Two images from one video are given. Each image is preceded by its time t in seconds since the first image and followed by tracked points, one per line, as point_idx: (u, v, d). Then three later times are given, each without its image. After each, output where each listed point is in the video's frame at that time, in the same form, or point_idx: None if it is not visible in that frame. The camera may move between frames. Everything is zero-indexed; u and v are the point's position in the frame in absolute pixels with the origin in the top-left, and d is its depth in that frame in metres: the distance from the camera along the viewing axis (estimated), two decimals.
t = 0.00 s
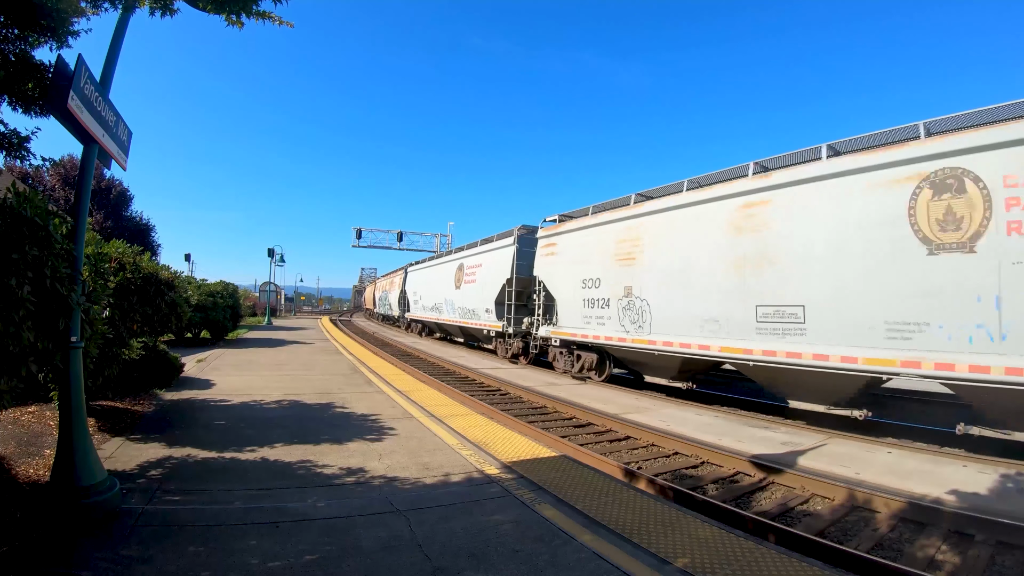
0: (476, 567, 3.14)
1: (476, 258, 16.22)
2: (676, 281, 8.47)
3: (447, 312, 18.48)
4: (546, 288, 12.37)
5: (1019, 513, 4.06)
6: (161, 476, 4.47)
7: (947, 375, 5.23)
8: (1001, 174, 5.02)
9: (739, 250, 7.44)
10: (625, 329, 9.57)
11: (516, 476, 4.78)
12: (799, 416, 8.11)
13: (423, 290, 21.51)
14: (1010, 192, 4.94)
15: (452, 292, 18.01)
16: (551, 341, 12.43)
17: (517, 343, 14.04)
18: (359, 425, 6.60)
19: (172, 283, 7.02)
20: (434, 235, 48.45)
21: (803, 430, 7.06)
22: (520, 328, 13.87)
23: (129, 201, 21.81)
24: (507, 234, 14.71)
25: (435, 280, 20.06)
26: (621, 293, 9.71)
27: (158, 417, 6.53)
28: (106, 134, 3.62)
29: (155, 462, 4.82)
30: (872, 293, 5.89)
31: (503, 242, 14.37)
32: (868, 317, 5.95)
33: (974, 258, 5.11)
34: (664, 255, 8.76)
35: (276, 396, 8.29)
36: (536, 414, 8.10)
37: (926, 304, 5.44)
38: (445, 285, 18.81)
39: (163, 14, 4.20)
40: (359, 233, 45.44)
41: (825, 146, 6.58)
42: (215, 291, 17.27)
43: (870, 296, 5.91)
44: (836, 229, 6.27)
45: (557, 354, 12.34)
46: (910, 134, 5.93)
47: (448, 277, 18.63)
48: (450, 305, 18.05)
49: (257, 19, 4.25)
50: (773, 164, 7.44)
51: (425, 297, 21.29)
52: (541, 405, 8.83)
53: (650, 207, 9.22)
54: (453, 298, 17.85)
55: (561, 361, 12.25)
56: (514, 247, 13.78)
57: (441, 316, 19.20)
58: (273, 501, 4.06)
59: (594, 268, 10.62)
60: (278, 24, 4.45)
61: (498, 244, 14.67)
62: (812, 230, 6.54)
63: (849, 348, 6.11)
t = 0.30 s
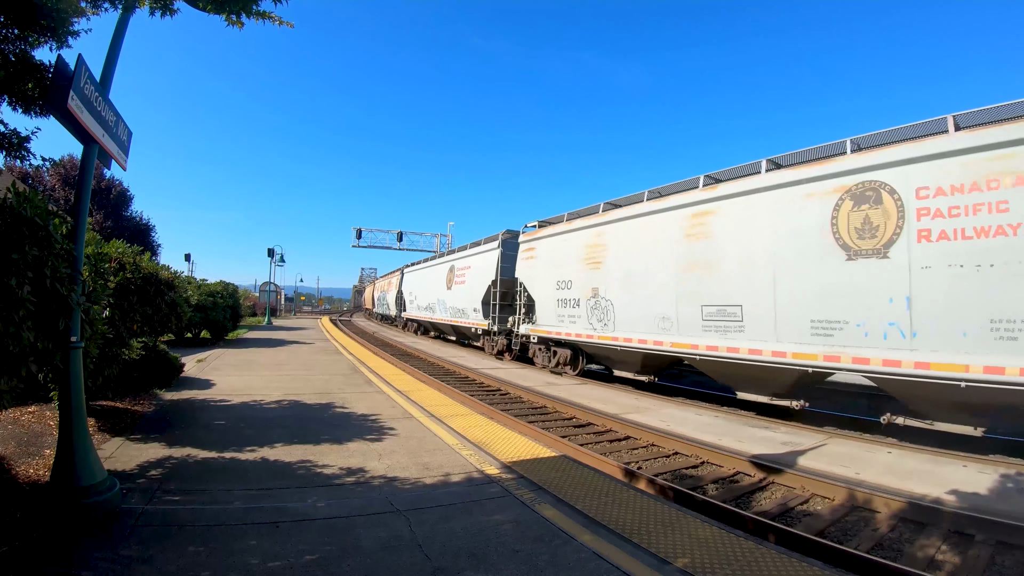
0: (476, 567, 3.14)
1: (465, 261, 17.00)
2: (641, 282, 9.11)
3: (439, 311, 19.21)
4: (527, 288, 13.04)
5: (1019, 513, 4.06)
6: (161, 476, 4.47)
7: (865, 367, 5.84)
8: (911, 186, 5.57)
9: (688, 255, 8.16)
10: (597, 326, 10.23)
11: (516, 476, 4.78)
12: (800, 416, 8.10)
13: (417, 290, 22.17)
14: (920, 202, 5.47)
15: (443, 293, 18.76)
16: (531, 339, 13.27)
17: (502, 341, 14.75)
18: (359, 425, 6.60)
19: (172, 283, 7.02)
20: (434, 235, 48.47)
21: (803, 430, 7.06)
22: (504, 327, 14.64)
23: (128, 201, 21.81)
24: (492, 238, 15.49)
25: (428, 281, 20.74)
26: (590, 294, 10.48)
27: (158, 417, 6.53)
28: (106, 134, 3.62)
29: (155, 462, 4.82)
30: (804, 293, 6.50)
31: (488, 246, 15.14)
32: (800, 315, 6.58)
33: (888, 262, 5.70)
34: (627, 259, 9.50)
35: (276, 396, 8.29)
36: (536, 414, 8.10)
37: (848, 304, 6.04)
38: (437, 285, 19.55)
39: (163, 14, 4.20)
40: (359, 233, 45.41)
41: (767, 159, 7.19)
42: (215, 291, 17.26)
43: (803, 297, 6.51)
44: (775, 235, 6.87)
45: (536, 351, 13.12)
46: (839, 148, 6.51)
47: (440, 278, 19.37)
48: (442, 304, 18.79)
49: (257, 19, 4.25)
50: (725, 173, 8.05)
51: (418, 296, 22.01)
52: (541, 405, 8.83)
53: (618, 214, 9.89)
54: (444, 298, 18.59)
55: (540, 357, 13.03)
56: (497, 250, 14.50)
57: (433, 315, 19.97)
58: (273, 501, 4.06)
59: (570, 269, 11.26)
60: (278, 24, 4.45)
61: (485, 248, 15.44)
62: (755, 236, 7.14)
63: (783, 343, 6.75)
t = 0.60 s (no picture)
0: (475, 567, 3.14)
1: (455, 263, 17.66)
2: (610, 284, 10.00)
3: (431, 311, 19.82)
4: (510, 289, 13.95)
5: (1019, 513, 4.06)
6: (161, 476, 4.47)
7: (793, 360, 6.65)
8: (835, 199, 6.33)
9: (649, 259, 9.05)
10: (572, 324, 11.11)
11: (516, 476, 4.78)
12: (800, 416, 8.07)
13: (410, 290, 22.64)
14: (842, 214, 6.24)
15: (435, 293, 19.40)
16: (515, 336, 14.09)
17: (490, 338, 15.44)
18: (359, 425, 6.60)
19: (172, 283, 7.02)
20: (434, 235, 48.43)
21: (803, 430, 7.05)
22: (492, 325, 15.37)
23: (128, 201, 21.81)
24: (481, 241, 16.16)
25: (420, 282, 21.24)
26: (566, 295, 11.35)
27: (158, 417, 6.53)
28: (106, 134, 3.62)
29: (154, 462, 4.82)
30: (745, 295, 7.30)
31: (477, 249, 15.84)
32: (740, 314, 7.41)
33: (814, 267, 6.48)
34: (597, 262, 10.40)
35: (276, 396, 8.28)
36: (536, 414, 8.10)
37: (780, 303, 6.86)
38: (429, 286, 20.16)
39: (163, 14, 4.19)
40: (359, 233, 45.38)
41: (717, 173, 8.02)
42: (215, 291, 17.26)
43: (743, 297, 7.35)
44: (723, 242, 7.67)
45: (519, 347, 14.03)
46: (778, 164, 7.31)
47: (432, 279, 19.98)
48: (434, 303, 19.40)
49: (257, 19, 4.25)
50: (685, 185, 8.86)
51: (411, 297, 22.55)
52: (541, 405, 8.83)
53: (591, 221, 10.78)
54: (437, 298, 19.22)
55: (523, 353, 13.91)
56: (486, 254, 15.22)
57: (426, 314, 20.55)
58: (273, 501, 4.06)
59: (550, 272, 12.12)
60: (278, 24, 4.44)
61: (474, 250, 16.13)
62: (706, 242, 7.97)
63: (726, 339, 7.59)
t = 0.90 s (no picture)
0: (475, 567, 3.14)
1: (446, 264, 18.00)
2: (582, 286, 10.80)
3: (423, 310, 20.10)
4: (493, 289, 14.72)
5: (1019, 513, 4.06)
6: (161, 476, 4.47)
7: (731, 354, 7.43)
8: (771, 210, 7.07)
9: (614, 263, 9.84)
10: (548, 323, 11.89)
11: (516, 476, 4.78)
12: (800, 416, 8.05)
13: (405, 291, 22.86)
14: (775, 223, 6.98)
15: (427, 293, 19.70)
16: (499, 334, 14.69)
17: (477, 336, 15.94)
18: (359, 425, 6.60)
19: (172, 283, 7.02)
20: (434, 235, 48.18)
21: (803, 430, 7.05)
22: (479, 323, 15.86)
23: (128, 201, 21.81)
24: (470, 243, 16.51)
25: (414, 282, 21.47)
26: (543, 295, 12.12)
27: (157, 417, 6.52)
28: (106, 134, 3.61)
29: (155, 462, 4.82)
30: (695, 296, 8.06)
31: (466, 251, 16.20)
32: (690, 313, 8.17)
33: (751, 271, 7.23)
34: (571, 265, 11.19)
35: (276, 396, 8.29)
36: (536, 414, 8.10)
37: (723, 303, 7.62)
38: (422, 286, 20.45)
39: (163, 14, 4.19)
40: (359, 233, 45.37)
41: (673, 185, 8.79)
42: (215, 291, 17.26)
43: (693, 297, 8.11)
44: (680, 248, 8.39)
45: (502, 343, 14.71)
46: (725, 178, 8.06)
47: (424, 279, 20.28)
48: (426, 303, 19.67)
49: (257, 19, 4.24)
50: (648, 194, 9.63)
51: (405, 296, 22.80)
52: (541, 405, 8.83)
53: (566, 227, 11.56)
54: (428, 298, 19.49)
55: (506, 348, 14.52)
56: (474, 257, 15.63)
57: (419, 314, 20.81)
58: (273, 501, 4.06)
59: (528, 274, 12.88)
60: (278, 24, 4.43)
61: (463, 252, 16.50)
62: (664, 247, 8.73)
63: (678, 335, 8.38)
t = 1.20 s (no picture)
0: (475, 568, 3.14)
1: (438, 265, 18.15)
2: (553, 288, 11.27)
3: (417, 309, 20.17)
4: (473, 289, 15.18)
5: (1020, 513, 4.06)
6: (161, 476, 4.47)
7: (680, 349, 7.99)
8: (714, 218, 7.61)
9: (581, 265, 10.33)
10: (522, 322, 12.38)
11: (516, 476, 4.78)
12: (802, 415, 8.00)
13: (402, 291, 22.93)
14: (718, 231, 7.54)
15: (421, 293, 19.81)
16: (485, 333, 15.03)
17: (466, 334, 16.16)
18: (359, 424, 6.60)
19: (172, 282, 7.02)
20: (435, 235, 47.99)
21: (803, 429, 7.04)
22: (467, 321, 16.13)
23: (129, 201, 21.80)
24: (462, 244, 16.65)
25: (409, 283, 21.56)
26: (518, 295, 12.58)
27: (157, 417, 6.52)
28: (106, 134, 3.62)
29: (155, 462, 4.82)
30: (652, 296, 8.58)
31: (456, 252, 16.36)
32: (646, 312, 8.69)
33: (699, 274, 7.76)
34: (542, 267, 11.66)
35: (276, 396, 8.29)
36: (536, 414, 8.10)
37: (675, 303, 8.15)
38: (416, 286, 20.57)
39: (163, 14, 4.19)
40: (359, 233, 45.36)
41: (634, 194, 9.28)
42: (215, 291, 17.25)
43: (650, 298, 8.63)
44: (640, 252, 8.92)
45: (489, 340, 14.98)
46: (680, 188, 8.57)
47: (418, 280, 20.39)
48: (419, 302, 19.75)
49: (257, 19, 4.24)
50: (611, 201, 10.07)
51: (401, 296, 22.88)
52: (541, 405, 8.82)
53: (540, 231, 12.05)
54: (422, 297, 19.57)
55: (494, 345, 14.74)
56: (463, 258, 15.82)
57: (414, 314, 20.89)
58: (273, 501, 4.06)
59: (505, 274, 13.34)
60: (278, 24, 4.42)
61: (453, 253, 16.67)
62: (625, 251, 9.24)
63: (636, 333, 8.90)
